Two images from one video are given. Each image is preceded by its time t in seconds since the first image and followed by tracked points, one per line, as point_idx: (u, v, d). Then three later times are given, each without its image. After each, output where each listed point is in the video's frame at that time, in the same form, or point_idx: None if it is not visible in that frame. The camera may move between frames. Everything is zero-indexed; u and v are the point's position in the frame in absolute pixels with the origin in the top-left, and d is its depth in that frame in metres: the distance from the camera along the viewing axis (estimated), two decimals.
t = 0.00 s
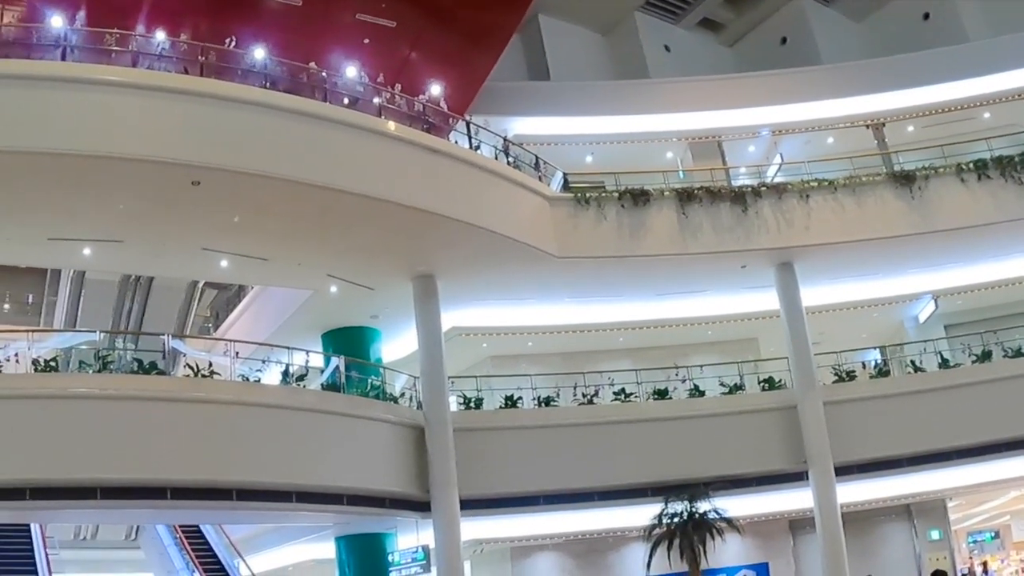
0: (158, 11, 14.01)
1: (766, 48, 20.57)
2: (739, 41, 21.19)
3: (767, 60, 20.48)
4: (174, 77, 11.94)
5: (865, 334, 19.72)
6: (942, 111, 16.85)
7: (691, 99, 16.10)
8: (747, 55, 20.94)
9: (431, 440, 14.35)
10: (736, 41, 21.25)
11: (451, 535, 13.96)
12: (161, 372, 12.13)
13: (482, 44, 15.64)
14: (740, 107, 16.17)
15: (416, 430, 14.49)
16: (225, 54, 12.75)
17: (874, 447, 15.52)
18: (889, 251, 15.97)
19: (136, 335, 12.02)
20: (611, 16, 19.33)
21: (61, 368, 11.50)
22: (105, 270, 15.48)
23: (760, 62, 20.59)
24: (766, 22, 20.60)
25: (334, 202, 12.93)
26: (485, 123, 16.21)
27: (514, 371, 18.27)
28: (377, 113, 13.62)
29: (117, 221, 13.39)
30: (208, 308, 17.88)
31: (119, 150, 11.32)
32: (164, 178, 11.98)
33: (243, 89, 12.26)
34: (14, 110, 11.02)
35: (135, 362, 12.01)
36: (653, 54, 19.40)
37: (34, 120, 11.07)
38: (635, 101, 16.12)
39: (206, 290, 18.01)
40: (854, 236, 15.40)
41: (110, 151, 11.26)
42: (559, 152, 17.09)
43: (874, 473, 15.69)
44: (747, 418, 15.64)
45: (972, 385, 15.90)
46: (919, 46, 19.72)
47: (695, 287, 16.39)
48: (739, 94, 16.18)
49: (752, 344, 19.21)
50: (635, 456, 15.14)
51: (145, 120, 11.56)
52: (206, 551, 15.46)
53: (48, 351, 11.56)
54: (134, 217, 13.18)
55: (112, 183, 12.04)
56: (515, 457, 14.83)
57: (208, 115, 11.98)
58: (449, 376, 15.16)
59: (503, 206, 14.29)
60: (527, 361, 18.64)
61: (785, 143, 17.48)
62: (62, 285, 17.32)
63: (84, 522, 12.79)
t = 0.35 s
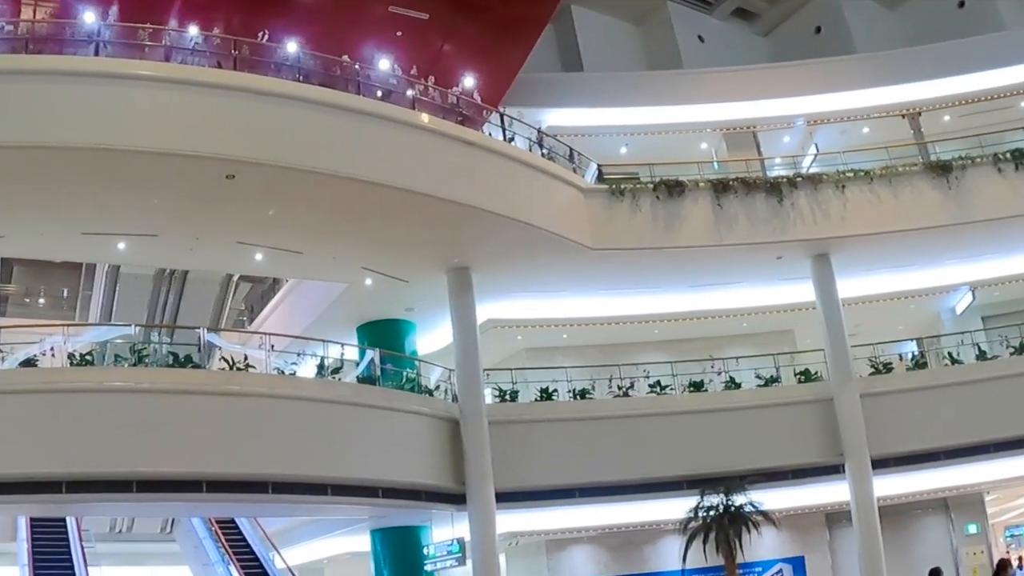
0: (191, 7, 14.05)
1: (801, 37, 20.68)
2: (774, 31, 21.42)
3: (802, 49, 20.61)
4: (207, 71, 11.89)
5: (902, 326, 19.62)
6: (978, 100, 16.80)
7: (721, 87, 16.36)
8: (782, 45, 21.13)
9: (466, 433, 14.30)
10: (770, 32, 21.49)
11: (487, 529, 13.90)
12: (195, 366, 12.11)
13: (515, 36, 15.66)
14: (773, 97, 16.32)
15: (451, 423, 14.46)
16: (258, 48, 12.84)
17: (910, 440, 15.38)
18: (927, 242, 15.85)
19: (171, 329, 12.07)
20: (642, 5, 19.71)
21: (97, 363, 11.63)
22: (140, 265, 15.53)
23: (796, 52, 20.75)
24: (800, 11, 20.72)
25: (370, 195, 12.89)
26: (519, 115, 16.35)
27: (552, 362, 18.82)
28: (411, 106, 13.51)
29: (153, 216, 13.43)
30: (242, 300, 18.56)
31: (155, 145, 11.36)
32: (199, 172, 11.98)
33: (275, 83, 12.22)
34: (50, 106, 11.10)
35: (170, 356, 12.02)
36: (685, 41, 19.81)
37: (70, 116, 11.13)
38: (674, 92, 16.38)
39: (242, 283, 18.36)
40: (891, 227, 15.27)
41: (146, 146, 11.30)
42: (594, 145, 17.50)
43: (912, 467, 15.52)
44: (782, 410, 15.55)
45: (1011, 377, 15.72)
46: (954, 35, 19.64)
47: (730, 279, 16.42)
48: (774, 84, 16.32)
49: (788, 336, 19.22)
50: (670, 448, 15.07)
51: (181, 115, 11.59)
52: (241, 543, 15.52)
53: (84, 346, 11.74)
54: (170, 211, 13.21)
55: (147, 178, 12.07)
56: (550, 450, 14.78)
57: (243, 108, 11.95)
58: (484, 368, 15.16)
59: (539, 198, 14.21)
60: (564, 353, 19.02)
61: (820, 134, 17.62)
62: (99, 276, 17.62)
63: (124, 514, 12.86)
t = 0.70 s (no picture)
0: (223, 6, 14.22)
1: (834, 28, 20.65)
2: (806, 21, 21.42)
3: (835, 39, 20.59)
4: (239, 68, 11.91)
5: (939, 318, 19.45)
6: (1015, 90, 16.68)
7: (755, 81, 16.42)
8: (816, 35, 21.13)
9: (502, 428, 14.28)
10: (803, 22, 21.48)
11: (523, 525, 13.86)
12: (230, 361, 12.28)
13: (549, 30, 15.79)
14: (807, 88, 16.43)
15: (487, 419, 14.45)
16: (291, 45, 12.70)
17: (948, 435, 15.22)
18: (965, 234, 15.72)
19: (206, 326, 12.27)
20: None
21: (132, 360, 11.77)
22: (175, 262, 15.61)
23: (829, 42, 20.75)
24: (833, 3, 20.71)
25: (406, 191, 12.86)
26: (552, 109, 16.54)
27: (586, 357, 18.79)
28: (444, 101, 13.39)
29: (188, 214, 13.48)
30: (278, 297, 18.91)
31: (190, 142, 11.40)
32: (234, 169, 12.00)
33: (309, 79, 12.23)
34: (87, 105, 11.17)
35: (206, 352, 12.23)
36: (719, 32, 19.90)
37: (107, 114, 11.19)
38: (704, 86, 16.37)
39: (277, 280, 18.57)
40: (928, 219, 15.15)
41: (182, 143, 11.36)
42: (628, 139, 17.62)
43: (950, 461, 15.38)
44: (818, 405, 15.44)
45: None
46: (989, 24, 19.52)
47: (767, 273, 16.38)
48: (807, 76, 16.45)
49: (825, 329, 19.12)
50: (705, 444, 14.98)
51: (215, 112, 11.61)
52: (276, 539, 15.58)
53: (119, 343, 11.84)
54: (205, 210, 13.26)
55: (183, 175, 12.11)
56: (586, 446, 14.74)
57: (277, 105, 11.97)
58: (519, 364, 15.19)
59: (574, 193, 14.16)
60: (599, 348, 19.03)
61: (856, 125, 17.67)
62: (135, 273, 17.64)
63: (163, 511, 12.91)
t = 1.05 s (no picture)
0: (253, 5, 14.17)
1: (866, 20, 20.54)
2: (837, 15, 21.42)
3: (867, 32, 20.48)
4: (270, 68, 11.89)
5: (975, 314, 19.37)
6: None
7: (788, 76, 16.50)
8: (848, 28, 21.07)
9: (537, 426, 14.22)
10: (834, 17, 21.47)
11: (557, 523, 13.80)
12: (265, 361, 12.24)
13: (581, 25, 15.74)
14: (840, 82, 16.43)
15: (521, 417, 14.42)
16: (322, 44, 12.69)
17: (985, 431, 15.04)
18: (1002, 227, 15.54)
19: (240, 326, 12.16)
20: None
21: (166, 359, 11.74)
22: (208, 262, 15.66)
23: (861, 35, 20.66)
24: None
25: (439, 189, 12.83)
26: (585, 105, 16.61)
27: (621, 354, 18.98)
28: (476, 99, 13.30)
29: (222, 214, 13.50)
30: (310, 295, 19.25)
31: (224, 141, 11.41)
32: (268, 169, 12.01)
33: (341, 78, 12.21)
34: (122, 106, 11.19)
35: (240, 352, 12.16)
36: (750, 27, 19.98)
37: (141, 115, 11.22)
38: (739, 80, 16.54)
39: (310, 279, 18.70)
40: (964, 212, 14.99)
41: (215, 143, 11.37)
42: (660, 134, 17.69)
43: (987, 457, 15.21)
44: (853, 401, 15.30)
45: None
46: None
47: (801, 268, 16.32)
48: (839, 69, 16.42)
49: (860, 325, 19.01)
50: (740, 441, 14.88)
51: (248, 112, 11.62)
52: (312, 537, 15.64)
53: (153, 343, 11.80)
54: (239, 210, 13.27)
55: (217, 175, 12.12)
56: (620, 443, 14.68)
57: (310, 104, 11.96)
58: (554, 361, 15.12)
59: (607, 189, 14.09)
60: (633, 345, 19.15)
61: (890, 119, 17.60)
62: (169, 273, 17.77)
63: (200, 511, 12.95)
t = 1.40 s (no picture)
0: (283, 5, 14.20)
1: (898, 12, 20.37)
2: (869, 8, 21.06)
3: (899, 24, 20.30)
4: (302, 67, 11.88)
5: (1012, 309, 19.24)
6: None
7: (821, 70, 16.44)
8: (880, 19, 20.74)
9: (572, 424, 14.16)
10: (865, 9, 21.11)
11: (591, 522, 13.75)
12: (299, 361, 12.20)
13: (611, 20, 15.67)
14: (873, 75, 16.38)
15: (554, 415, 14.37)
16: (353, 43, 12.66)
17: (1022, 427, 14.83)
18: None
19: (274, 325, 12.12)
20: None
21: (200, 359, 11.80)
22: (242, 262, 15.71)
23: (893, 28, 20.46)
24: None
25: (472, 188, 12.79)
26: (616, 102, 16.59)
27: (655, 352, 18.99)
28: (507, 96, 13.22)
29: (257, 214, 13.53)
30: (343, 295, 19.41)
31: (258, 142, 11.43)
32: (301, 169, 12.02)
33: (373, 77, 12.19)
34: (156, 107, 11.22)
35: (274, 352, 12.14)
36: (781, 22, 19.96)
37: (175, 117, 11.25)
38: (772, 75, 16.52)
39: (344, 278, 18.84)
40: (1000, 205, 14.82)
41: (249, 144, 11.38)
42: (693, 130, 17.67)
43: None
44: (888, 398, 15.13)
45: None
46: None
47: (836, 264, 16.23)
48: (871, 63, 16.35)
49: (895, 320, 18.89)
50: (774, 438, 14.78)
51: (280, 112, 11.62)
52: (347, 536, 15.70)
53: (187, 343, 11.85)
54: (274, 210, 13.30)
55: (251, 176, 12.15)
56: (654, 441, 14.63)
57: (342, 103, 11.94)
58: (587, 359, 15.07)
59: (640, 186, 14.01)
60: (667, 341, 19.14)
61: (922, 112, 17.53)
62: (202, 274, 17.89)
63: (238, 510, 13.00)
